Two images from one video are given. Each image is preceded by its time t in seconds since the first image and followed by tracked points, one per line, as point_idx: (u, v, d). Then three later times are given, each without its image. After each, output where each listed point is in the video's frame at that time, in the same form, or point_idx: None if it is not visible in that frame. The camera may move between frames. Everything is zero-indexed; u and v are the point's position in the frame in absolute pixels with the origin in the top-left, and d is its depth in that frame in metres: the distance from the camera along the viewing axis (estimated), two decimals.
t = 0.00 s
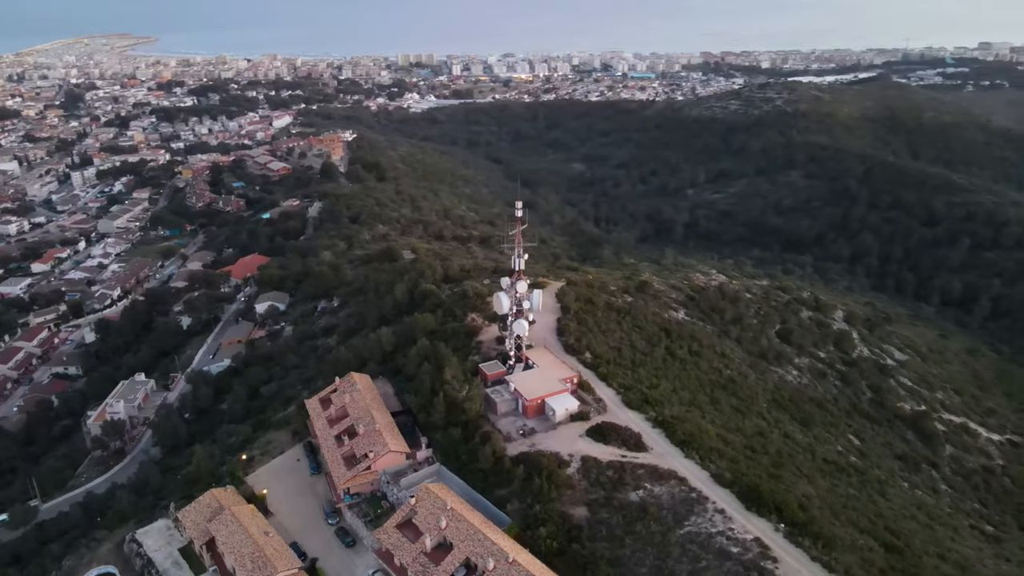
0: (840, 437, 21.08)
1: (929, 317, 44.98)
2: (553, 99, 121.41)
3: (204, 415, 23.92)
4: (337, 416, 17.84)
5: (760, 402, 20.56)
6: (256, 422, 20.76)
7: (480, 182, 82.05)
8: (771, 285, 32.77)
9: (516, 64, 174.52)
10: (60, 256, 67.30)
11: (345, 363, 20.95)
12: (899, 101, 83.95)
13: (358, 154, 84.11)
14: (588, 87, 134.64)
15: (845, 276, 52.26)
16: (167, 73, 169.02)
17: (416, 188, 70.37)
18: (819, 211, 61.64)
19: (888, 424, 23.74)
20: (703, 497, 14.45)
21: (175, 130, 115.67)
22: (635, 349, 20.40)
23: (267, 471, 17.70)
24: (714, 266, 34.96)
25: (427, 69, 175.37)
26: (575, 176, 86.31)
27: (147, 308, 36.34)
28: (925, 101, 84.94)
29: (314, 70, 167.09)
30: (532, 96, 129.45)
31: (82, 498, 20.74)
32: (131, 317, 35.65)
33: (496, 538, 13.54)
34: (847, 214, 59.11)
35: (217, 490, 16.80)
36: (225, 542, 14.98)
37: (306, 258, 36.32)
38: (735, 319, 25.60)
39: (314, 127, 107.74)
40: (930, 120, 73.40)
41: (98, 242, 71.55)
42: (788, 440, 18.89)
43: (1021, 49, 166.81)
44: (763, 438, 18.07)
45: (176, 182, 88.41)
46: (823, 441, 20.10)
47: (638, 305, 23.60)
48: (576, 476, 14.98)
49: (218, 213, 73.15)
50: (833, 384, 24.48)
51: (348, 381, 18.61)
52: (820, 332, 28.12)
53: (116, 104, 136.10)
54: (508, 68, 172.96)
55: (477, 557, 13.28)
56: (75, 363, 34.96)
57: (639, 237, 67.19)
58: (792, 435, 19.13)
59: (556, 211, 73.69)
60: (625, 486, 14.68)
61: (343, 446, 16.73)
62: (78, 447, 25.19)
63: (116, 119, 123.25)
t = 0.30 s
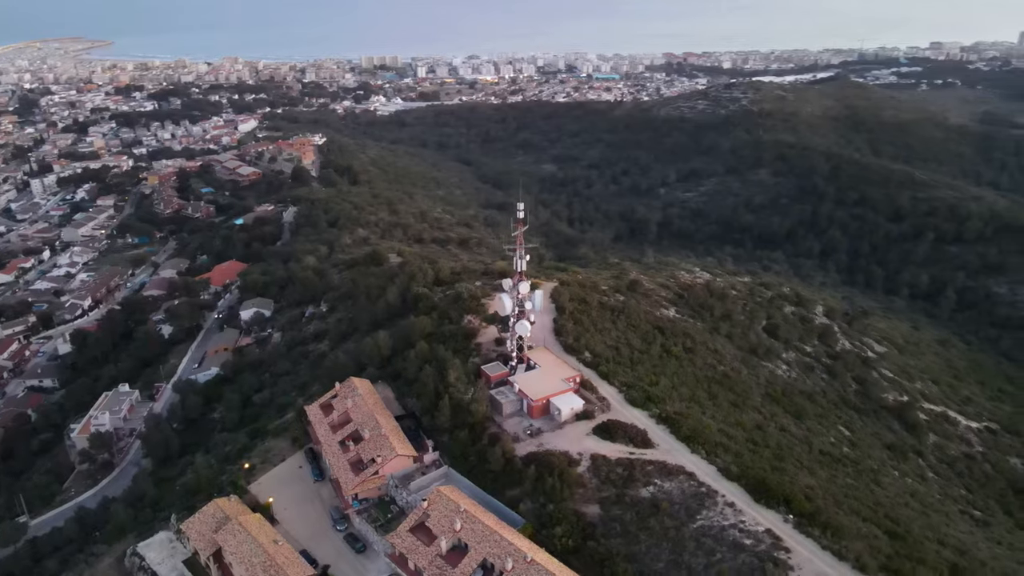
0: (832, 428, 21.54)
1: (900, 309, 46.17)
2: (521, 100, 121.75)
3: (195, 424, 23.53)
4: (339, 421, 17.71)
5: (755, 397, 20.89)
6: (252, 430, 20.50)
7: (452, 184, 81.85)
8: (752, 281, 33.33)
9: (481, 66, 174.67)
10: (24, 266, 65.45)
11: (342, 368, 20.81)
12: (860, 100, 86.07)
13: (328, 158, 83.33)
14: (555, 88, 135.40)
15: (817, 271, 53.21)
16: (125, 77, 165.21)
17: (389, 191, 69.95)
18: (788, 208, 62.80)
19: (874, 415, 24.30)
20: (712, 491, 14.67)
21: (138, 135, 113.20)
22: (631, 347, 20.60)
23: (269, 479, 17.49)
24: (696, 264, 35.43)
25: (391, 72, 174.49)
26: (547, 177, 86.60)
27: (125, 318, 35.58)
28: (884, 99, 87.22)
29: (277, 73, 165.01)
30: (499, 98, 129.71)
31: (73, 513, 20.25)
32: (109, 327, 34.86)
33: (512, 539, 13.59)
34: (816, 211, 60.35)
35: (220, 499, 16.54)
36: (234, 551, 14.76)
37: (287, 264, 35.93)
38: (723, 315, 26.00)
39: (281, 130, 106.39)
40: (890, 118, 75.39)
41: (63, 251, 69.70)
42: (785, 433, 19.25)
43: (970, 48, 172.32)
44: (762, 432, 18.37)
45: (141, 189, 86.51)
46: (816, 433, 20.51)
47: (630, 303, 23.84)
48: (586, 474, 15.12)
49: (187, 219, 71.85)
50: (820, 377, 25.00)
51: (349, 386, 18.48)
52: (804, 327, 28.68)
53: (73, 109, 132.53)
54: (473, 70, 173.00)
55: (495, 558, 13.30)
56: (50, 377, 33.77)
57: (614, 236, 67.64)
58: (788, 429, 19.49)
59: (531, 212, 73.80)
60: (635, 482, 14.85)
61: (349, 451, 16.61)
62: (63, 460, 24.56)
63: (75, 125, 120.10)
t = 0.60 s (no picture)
0: (823, 419, 22.05)
1: (871, 302, 47.31)
2: (488, 102, 121.90)
3: (188, 434, 23.14)
4: (343, 426, 17.59)
5: (750, 392, 21.24)
6: (250, 437, 20.24)
7: (424, 185, 81.48)
8: (735, 278, 33.86)
9: (446, 68, 174.30)
10: None
11: (339, 374, 20.68)
12: (821, 98, 88.05)
13: (298, 162, 82.42)
14: (521, 89, 135.81)
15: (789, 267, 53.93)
16: (80, 81, 160.84)
17: (361, 194, 69.47)
18: (758, 205, 63.89)
19: (861, 406, 24.88)
20: (722, 485, 14.91)
21: (97, 141, 110.36)
22: (628, 345, 20.86)
23: (273, 486, 17.29)
24: (677, 261, 35.90)
25: (355, 74, 173.12)
26: (518, 178, 86.75)
27: (101, 328, 34.79)
28: (845, 98, 89.22)
29: (238, 76, 162.41)
30: (465, 99, 129.69)
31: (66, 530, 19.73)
32: (85, 338, 34.03)
33: (529, 539, 13.65)
34: (785, 207, 61.56)
35: (226, 509, 16.30)
36: (245, 560, 14.55)
37: (269, 270, 35.51)
38: (712, 311, 26.45)
39: (247, 134, 104.78)
40: (850, 116, 77.15)
41: (25, 261, 67.63)
42: (782, 426, 19.67)
43: (919, 46, 177.51)
44: (760, 426, 18.73)
45: (105, 196, 84.41)
46: (809, 424, 20.94)
47: (623, 301, 24.13)
48: (597, 472, 15.27)
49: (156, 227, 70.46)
50: (807, 371, 25.55)
51: (351, 391, 18.37)
52: (788, 322, 29.27)
53: (26, 114, 128.53)
54: (438, 72, 172.56)
55: (514, 557, 13.36)
56: (25, 390, 32.35)
57: (589, 235, 68.02)
58: (783, 422, 19.88)
59: (504, 213, 73.82)
60: (646, 478, 15.04)
61: (356, 456, 16.50)
62: (49, 475, 23.89)
63: (29, 131, 116.54)
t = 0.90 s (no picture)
0: (814, 410, 22.52)
1: (842, 295, 48.38)
2: (454, 103, 121.74)
3: (181, 445, 22.77)
4: (347, 431, 17.48)
5: (744, 386, 21.60)
6: (248, 445, 19.97)
7: (394, 188, 80.96)
8: (717, 274, 34.42)
9: (408, 70, 173.51)
10: None
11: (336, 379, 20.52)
12: (782, 97, 89.89)
13: (265, 167, 81.29)
14: (485, 90, 135.91)
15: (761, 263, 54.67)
16: (29, 85, 155.80)
17: (332, 197, 68.83)
18: (728, 203, 64.89)
19: (846, 397, 25.48)
20: (730, 477, 15.18)
21: (53, 147, 107.11)
22: (625, 343, 21.08)
23: (278, 495, 17.08)
24: (659, 258, 36.35)
25: (316, 76, 171.26)
26: (488, 179, 86.77)
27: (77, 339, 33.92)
28: (805, 96, 91.25)
29: (196, 79, 159.19)
30: (430, 101, 129.33)
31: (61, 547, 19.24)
32: (61, 350, 33.16)
33: (546, 537, 13.73)
34: (754, 204, 62.69)
35: (232, 519, 16.05)
36: (258, 570, 14.35)
37: (249, 276, 35.05)
38: (700, 308, 26.87)
39: (210, 139, 102.89)
40: (811, 114, 78.83)
41: None
42: (777, 418, 20.06)
43: (870, 45, 182.36)
44: (758, 419, 19.08)
45: (65, 203, 82.07)
46: (801, 416, 21.38)
47: (615, 300, 24.38)
48: (607, 469, 15.44)
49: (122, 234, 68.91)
50: (794, 364, 26.11)
51: (352, 396, 18.25)
52: (771, 316, 29.86)
53: None
54: (400, 73, 171.73)
55: (533, 556, 13.43)
56: None
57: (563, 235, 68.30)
58: (779, 415, 20.27)
59: (477, 214, 73.65)
60: (656, 473, 15.26)
61: (364, 460, 16.40)
62: (34, 492, 23.21)
63: None
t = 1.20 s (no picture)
0: (804, 402, 23.03)
1: (814, 288, 49.32)
2: (418, 105, 121.28)
3: (174, 457, 22.36)
4: (352, 436, 17.34)
5: (737, 380, 22.00)
6: (246, 454, 19.69)
7: (363, 192, 80.26)
8: (698, 271, 34.96)
9: (369, 73, 172.33)
10: None
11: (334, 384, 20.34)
12: (744, 96, 91.59)
13: (231, 172, 79.90)
14: (449, 93, 135.70)
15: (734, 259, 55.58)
16: None
17: (302, 201, 68.00)
18: (697, 201, 65.75)
19: (831, 389, 26.10)
20: (737, 470, 15.46)
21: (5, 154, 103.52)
22: (621, 341, 21.33)
23: (284, 503, 16.87)
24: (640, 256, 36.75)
25: (275, 80, 168.90)
26: (458, 182, 86.55)
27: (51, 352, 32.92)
28: (765, 95, 93.14)
29: (151, 83, 155.47)
30: (394, 103, 128.62)
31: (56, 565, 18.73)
32: (35, 363, 32.19)
33: (563, 536, 13.83)
34: (722, 203, 63.70)
35: (240, 529, 15.81)
36: None
37: (229, 283, 34.49)
38: (688, 305, 27.29)
39: (171, 144, 100.73)
40: (772, 113, 80.44)
41: None
42: (772, 411, 20.49)
43: (822, 46, 187.04)
44: (755, 412, 19.45)
45: (22, 212, 79.54)
46: (793, 409, 21.84)
47: (607, 299, 24.62)
48: (618, 465, 15.62)
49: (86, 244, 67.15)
50: (780, 358, 26.66)
51: (355, 401, 18.12)
52: (754, 312, 30.44)
53: None
54: (362, 76, 170.44)
55: (552, 555, 13.52)
56: None
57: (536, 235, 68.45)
58: (773, 408, 20.69)
59: (448, 216, 73.19)
60: (666, 467, 15.48)
61: (372, 465, 16.30)
62: (20, 509, 22.51)
63: None
